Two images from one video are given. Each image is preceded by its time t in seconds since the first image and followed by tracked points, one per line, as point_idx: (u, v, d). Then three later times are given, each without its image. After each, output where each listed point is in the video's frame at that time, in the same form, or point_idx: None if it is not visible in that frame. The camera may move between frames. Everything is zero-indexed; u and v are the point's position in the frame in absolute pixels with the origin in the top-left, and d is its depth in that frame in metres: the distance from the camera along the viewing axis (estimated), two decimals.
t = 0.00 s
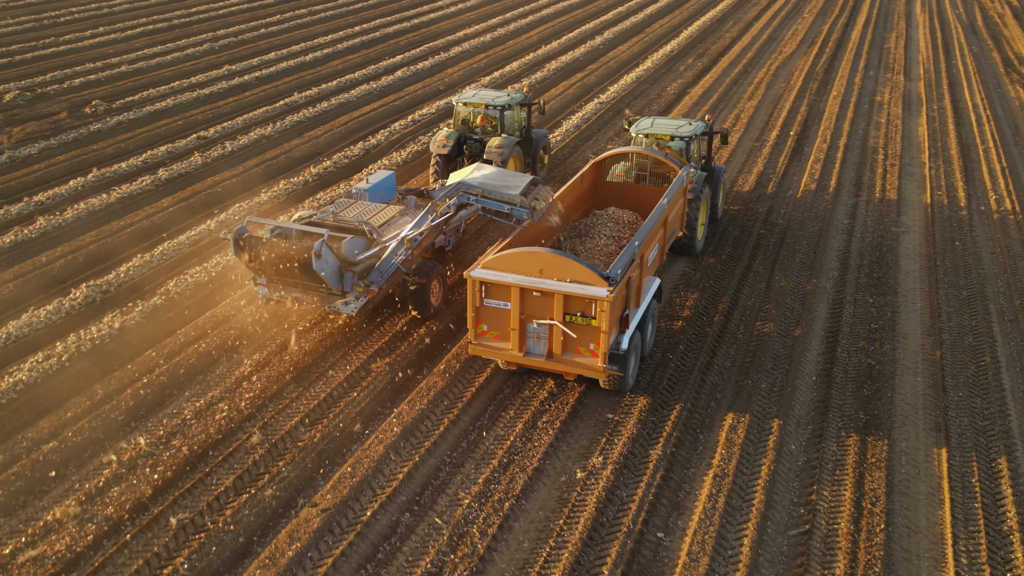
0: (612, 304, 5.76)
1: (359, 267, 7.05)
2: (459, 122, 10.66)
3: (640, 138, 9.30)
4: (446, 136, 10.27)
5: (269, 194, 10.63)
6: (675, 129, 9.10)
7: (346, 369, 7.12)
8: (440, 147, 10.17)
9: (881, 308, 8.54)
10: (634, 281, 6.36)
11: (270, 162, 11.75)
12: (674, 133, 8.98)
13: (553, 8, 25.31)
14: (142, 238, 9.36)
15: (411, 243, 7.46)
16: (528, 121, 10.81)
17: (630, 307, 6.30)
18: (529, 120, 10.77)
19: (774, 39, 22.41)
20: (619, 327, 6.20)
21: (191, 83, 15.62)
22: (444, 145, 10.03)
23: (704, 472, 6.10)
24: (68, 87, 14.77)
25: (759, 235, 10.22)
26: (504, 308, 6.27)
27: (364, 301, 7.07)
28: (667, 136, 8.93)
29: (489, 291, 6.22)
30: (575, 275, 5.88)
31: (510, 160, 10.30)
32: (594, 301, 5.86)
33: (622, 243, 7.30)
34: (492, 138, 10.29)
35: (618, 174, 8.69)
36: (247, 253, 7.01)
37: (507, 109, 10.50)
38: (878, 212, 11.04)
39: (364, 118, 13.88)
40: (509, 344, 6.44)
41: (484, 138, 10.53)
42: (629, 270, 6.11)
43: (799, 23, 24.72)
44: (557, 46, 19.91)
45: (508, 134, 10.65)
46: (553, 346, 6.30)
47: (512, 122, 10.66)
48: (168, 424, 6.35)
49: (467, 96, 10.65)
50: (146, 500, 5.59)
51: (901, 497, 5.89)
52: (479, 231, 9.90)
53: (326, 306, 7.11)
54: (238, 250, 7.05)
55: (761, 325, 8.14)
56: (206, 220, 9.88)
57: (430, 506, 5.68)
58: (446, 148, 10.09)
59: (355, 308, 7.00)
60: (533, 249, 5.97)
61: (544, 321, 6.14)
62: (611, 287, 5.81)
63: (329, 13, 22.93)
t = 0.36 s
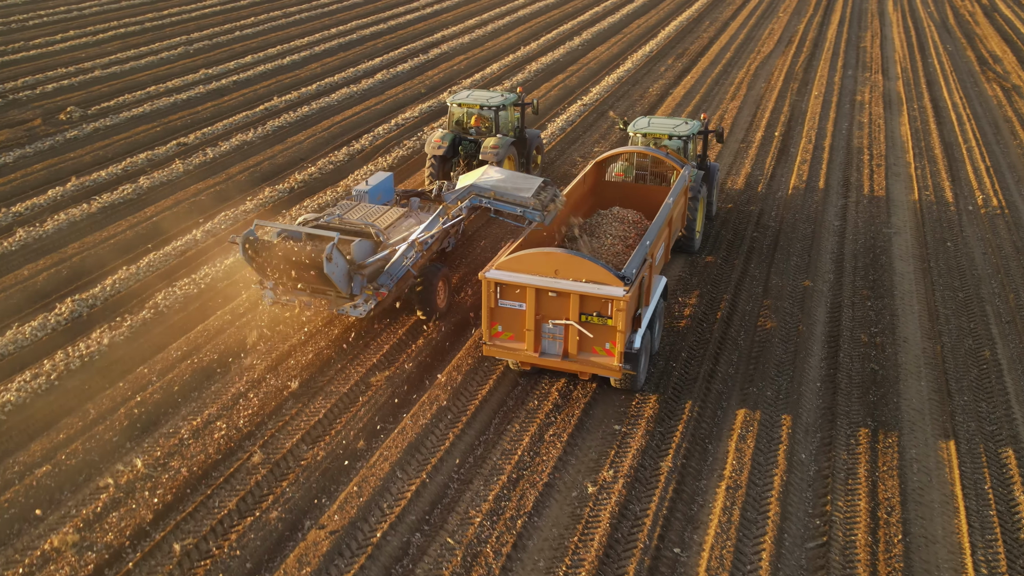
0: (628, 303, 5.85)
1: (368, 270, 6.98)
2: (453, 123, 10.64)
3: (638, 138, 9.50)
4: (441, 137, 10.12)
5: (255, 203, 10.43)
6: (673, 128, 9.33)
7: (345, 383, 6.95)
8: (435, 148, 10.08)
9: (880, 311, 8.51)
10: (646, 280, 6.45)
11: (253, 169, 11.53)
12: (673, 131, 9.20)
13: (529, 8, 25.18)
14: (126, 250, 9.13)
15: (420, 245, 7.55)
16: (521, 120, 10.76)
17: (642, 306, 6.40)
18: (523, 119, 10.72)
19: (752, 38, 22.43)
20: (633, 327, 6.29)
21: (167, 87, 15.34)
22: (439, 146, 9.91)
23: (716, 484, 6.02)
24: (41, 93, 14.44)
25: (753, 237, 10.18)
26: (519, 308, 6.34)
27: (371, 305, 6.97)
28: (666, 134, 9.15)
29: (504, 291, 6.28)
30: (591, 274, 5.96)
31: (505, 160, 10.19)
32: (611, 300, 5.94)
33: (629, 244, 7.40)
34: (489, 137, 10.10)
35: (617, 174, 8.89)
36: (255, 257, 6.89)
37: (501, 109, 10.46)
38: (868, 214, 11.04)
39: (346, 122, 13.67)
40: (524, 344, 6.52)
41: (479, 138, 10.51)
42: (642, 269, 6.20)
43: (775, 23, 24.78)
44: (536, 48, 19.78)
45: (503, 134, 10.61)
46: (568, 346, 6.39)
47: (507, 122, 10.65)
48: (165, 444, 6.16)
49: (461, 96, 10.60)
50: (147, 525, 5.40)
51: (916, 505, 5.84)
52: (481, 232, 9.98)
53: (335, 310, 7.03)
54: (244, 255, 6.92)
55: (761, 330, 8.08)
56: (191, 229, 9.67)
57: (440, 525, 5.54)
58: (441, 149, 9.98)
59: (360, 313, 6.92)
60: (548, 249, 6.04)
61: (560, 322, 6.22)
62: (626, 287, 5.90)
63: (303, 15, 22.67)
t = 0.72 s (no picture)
0: (644, 301, 6.00)
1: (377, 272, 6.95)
2: (449, 124, 10.67)
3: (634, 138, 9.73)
4: (436, 138, 10.08)
5: (242, 211, 10.23)
6: (670, 129, 9.58)
7: (347, 398, 6.79)
8: (431, 149, 10.02)
9: (880, 314, 8.47)
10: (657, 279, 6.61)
11: (238, 176, 11.31)
12: (670, 131, 9.46)
13: (507, 8, 25.03)
14: (112, 261, 8.91)
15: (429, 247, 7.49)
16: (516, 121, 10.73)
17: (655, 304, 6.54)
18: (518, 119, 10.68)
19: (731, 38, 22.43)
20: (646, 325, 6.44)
21: (145, 92, 15.05)
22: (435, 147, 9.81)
23: (731, 496, 5.92)
24: (15, 99, 14.11)
25: (748, 240, 10.13)
26: (534, 309, 6.49)
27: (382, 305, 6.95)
28: (664, 134, 9.41)
29: (519, 292, 6.43)
30: (606, 274, 6.11)
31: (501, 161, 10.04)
32: (626, 300, 6.10)
33: (636, 243, 7.50)
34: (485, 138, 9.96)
35: (616, 174, 9.07)
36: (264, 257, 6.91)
37: (497, 109, 10.46)
38: (860, 215, 11.02)
39: (330, 126, 13.47)
40: (540, 344, 6.67)
41: (474, 139, 10.51)
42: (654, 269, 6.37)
43: (752, 22, 24.82)
44: (516, 49, 19.65)
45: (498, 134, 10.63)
46: (583, 345, 6.54)
47: (502, 122, 10.66)
48: (164, 465, 5.96)
49: (456, 97, 10.61)
50: (151, 552, 5.22)
51: (933, 515, 5.77)
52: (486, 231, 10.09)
53: (343, 312, 6.99)
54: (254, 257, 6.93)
55: (764, 336, 8.01)
56: (179, 239, 9.45)
57: (454, 545, 5.39)
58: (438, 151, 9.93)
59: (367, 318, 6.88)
60: (563, 249, 6.20)
61: (575, 321, 6.37)
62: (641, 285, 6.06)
63: (280, 16, 22.39)
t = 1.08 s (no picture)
0: (660, 300, 6.08)
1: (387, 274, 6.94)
2: (445, 127, 10.51)
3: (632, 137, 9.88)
4: (433, 140, 9.98)
5: (230, 220, 10.02)
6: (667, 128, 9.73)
7: (350, 413, 6.62)
8: (427, 150, 9.91)
9: (882, 318, 8.41)
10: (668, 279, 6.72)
11: (224, 183, 11.08)
12: (669, 131, 9.61)
13: (486, 8, 24.87)
14: (99, 273, 8.67)
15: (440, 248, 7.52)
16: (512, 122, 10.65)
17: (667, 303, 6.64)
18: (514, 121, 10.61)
19: (711, 37, 22.41)
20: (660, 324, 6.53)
21: (123, 97, 14.75)
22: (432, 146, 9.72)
23: (748, 509, 5.81)
24: None
25: (744, 244, 10.06)
26: (549, 309, 6.56)
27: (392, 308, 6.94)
28: (663, 133, 9.60)
29: (533, 292, 6.49)
30: (621, 273, 6.19)
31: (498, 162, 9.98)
32: (641, 299, 6.17)
33: (641, 242, 7.81)
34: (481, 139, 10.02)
35: (616, 173, 9.16)
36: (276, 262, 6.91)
37: (494, 109, 10.34)
38: (854, 216, 10.98)
39: (315, 131, 13.26)
40: (555, 344, 6.76)
41: (471, 140, 10.32)
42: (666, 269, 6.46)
43: (731, 22, 24.83)
44: (498, 50, 19.51)
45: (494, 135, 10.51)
46: (598, 345, 6.63)
47: (498, 123, 10.58)
48: (166, 487, 5.77)
49: (451, 98, 10.50)
50: None
51: (953, 526, 5.69)
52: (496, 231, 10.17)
53: (352, 315, 6.97)
54: (264, 261, 6.94)
55: (768, 342, 7.93)
56: (167, 250, 9.23)
57: (470, 566, 5.24)
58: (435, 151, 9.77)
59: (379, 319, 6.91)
60: (578, 249, 6.28)
61: (591, 321, 6.45)
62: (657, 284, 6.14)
63: (257, 18, 22.10)
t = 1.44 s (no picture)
0: (676, 299, 6.21)
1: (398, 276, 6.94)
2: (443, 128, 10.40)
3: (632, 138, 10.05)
4: (431, 141, 9.86)
5: (219, 229, 9.80)
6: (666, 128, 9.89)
7: (355, 431, 6.43)
8: (426, 152, 9.78)
9: (886, 324, 8.36)
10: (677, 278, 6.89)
11: (210, 191, 10.85)
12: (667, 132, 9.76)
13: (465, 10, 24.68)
14: (87, 287, 8.43)
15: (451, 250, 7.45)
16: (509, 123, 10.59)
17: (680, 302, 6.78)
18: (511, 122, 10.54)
19: (692, 38, 22.37)
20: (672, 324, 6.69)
21: (102, 103, 14.44)
22: (430, 148, 9.64)
23: (769, 525, 5.70)
24: None
25: (742, 248, 9.98)
26: (564, 310, 6.66)
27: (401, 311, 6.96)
28: (661, 133, 9.79)
29: (548, 294, 6.57)
30: (636, 273, 6.32)
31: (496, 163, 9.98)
32: (657, 298, 6.30)
33: (647, 242, 7.96)
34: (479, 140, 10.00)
35: (616, 172, 9.16)
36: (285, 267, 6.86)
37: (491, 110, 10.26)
38: (849, 219, 10.93)
39: (300, 137, 13.03)
40: (570, 345, 6.85)
41: (469, 141, 10.21)
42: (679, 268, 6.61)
43: (711, 22, 24.82)
44: (480, 52, 19.34)
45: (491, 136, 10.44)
46: (614, 345, 6.75)
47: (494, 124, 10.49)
48: (170, 512, 5.57)
49: (449, 99, 10.38)
50: None
51: (975, 537, 5.62)
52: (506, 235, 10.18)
53: (362, 318, 7.00)
54: (273, 266, 6.90)
55: (775, 351, 7.84)
56: (156, 262, 8.99)
57: None
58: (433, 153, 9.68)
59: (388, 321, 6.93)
60: (592, 251, 6.40)
61: (607, 321, 6.57)
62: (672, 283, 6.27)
63: (234, 21, 21.79)
